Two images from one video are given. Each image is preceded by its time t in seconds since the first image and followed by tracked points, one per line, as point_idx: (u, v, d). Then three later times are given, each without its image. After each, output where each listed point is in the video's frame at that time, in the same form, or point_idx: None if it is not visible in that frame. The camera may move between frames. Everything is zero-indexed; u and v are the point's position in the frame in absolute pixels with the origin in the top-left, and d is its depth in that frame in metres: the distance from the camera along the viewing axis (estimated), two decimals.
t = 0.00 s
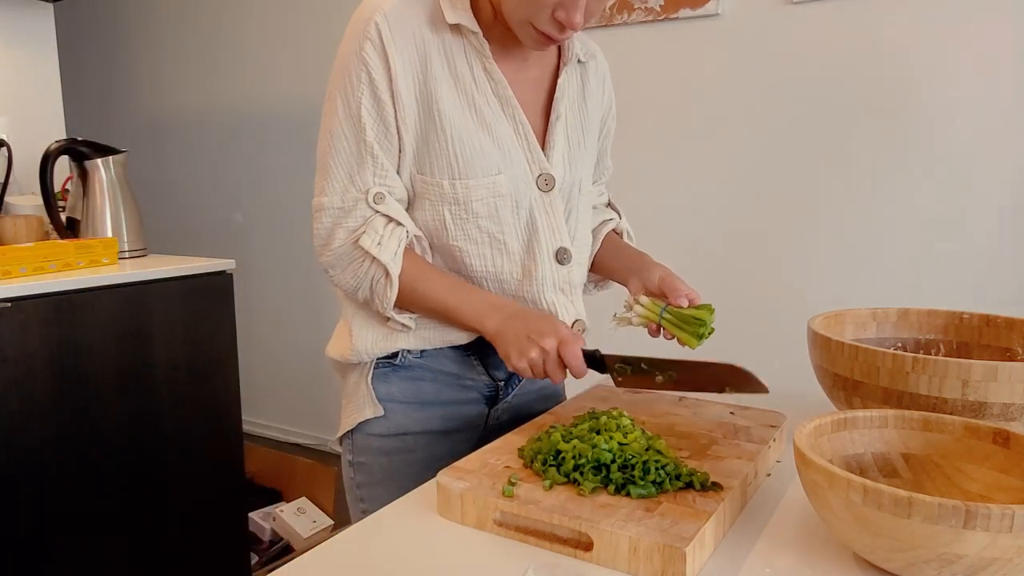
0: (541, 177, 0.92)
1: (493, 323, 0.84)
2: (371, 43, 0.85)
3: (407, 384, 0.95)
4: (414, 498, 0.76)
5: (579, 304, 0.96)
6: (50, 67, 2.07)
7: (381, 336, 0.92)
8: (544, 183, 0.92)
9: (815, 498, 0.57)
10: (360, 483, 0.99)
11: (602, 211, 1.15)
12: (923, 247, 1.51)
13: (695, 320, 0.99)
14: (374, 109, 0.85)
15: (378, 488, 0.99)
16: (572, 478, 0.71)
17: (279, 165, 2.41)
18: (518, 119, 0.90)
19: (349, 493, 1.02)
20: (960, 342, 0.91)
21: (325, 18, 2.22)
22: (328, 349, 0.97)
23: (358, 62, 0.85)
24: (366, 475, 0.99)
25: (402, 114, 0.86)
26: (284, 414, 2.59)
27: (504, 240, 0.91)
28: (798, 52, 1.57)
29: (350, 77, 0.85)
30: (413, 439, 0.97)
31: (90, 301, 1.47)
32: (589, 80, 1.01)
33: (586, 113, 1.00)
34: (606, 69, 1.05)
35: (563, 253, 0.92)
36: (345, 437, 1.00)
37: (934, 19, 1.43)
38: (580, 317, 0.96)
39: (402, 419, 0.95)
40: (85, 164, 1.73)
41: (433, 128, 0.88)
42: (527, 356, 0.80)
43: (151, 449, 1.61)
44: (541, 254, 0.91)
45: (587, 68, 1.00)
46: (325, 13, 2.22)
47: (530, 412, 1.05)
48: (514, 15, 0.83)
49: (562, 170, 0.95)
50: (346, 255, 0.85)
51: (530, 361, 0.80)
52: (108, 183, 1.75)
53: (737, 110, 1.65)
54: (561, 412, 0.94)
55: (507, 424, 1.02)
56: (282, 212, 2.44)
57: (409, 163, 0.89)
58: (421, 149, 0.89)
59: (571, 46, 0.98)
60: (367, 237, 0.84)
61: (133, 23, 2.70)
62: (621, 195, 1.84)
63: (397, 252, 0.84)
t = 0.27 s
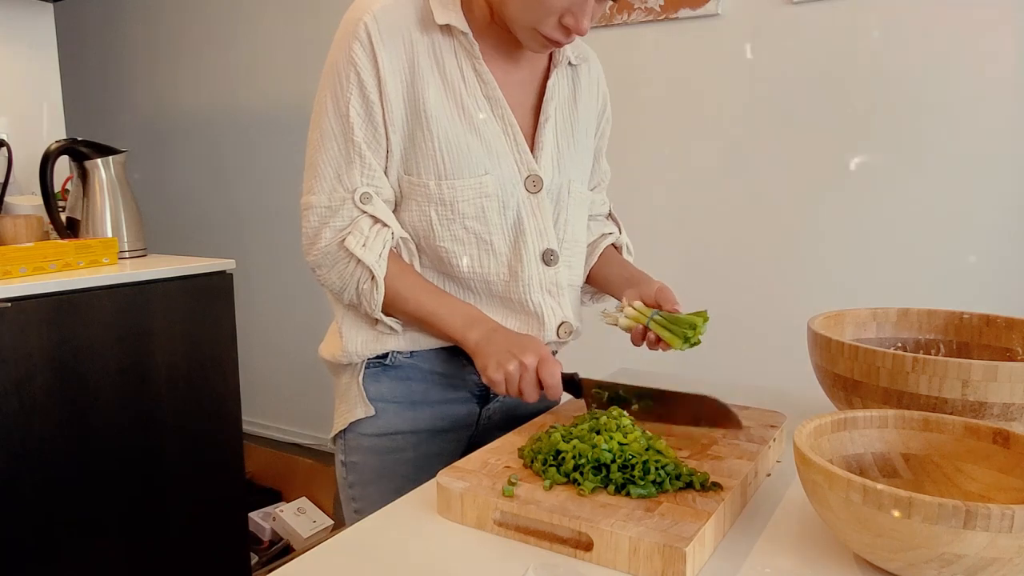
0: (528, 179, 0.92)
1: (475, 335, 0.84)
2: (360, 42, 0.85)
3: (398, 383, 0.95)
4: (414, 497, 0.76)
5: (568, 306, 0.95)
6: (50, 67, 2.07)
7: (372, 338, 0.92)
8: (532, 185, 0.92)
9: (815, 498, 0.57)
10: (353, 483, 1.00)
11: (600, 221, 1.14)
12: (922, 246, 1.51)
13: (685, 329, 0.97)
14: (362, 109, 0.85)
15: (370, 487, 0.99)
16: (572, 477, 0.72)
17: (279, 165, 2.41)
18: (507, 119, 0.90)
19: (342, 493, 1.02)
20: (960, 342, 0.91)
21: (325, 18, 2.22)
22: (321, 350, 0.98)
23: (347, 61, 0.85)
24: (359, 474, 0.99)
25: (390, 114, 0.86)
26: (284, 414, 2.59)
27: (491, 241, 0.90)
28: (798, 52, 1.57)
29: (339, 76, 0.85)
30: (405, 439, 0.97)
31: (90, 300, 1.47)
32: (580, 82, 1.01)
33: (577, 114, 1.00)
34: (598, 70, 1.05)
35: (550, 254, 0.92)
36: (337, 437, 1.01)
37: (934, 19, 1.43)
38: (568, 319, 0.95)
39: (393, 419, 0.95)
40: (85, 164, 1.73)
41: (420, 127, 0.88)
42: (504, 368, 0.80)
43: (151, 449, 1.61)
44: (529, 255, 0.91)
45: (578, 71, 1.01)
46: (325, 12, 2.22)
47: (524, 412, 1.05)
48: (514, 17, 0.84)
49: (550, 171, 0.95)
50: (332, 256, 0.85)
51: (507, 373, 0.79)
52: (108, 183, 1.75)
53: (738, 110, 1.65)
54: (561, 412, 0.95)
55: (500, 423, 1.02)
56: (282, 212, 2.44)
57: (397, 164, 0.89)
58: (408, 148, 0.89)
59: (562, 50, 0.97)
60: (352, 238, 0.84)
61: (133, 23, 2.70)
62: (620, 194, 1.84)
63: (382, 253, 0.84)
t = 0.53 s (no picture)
0: (521, 178, 0.92)
1: (467, 322, 0.83)
2: (353, 39, 0.85)
3: (393, 383, 0.95)
4: (413, 497, 0.76)
5: (560, 304, 0.96)
6: (50, 67, 2.07)
7: (367, 338, 0.93)
8: (524, 184, 0.92)
9: (816, 498, 0.57)
10: (348, 484, 0.99)
11: (593, 225, 1.14)
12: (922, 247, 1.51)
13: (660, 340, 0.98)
14: (354, 105, 0.85)
15: (366, 489, 0.98)
16: (572, 478, 0.71)
17: (279, 165, 2.41)
18: (501, 118, 0.90)
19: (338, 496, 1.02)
20: (960, 341, 0.91)
21: (325, 18, 2.22)
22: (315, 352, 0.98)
23: (340, 58, 0.85)
24: (354, 475, 0.98)
25: (381, 112, 0.86)
26: (284, 414, 2.58)
27: (483, 240, 0.91)
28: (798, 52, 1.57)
29: (332, 73, 0.86)
30: (400, 439, 0.97)
31: (89, 301, 1.47)
32: (574, 83, 1.01)
33: (570, 114, 1.00)
34: (591, 71, 1.06)
35: (543, 253, 0.92)
36: (332, 439, 1.00)
37: (934, 19, 1.43)
38: (558, 317, 0.96)
39: (388, 420, 0.95)
40: (85, 164, 1.73)
41: (413, 125, 0.88)
42: (499, 356, 0.80)
43: (151, 450, 1.61)
44: (522, 254, 0.91)
45: (571, 72, 1.01)
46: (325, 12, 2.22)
47: (521, 412, 1.04)
48: (511, 18, 0.83)
49: (543, 170, 0.95)
50: (322, 250, 0.85)
51: (503, 360, 0.80)
52: (107, 183, 1.75)
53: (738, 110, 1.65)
54: (561, 412, 0.95)
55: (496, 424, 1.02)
56: (282, 212, 2.44)
57: (389, 161, 0.89)
58: (401, 146, 0.89)
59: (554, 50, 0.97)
60: (342, 231, 0.83)
61: (133, 23, 2.70)
62: (620, 194, 1.84)
63: (372, 247, 0.84)
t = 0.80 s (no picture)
0: (516, 176, 0.92)
1: (448, 318, 0.83)
2: (344, 38, 0.85)
3: (388, 384, 0.95)
4: (413, 497, 0.76)
5: (555, 303, 0.95)
6: (50, 67, 2.07)
7: (363, 339, 0.93)
8: (519, 182, 0.92)
9: (816, 498, 0.57)
10: (345, 485, 0.99)
11: (589, 227, 1.14)
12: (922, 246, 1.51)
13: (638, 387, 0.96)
14: (345, 103, 0.85)
15: (363, 490, 0.98)
16: (572, 478, 0.71)
17: (279, 165, 2.41)
18: (495, 117, 0.90)
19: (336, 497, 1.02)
20: (960, 342, 0.91)
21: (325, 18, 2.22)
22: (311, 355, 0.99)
23: (331, 56, 0.85)
24: (350, 476, 0.99)
25: (373, 110, 0.86)
26: (284, 414, 2.58)
27: (478, 239, 0.90)
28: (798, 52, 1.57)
29: (323, 72, 0.86)
30: (396, 440, 0.97)
31: (89, 301, 1.46)
32: (568, 83, 1.01)
33: (565, 113, 1.00)
34: (587, 71, 1.06)
35: (538, 251, 0.92)
36: (329, 441, 1.01)
37: (934, 19, 1.43)
38: (552, 316, 0.95)
39: (384, 420, 0.95)
40: (85, 164, 1.73)
41: (405, 123, 0.88)
42: (481, 353, 0.80)
43: (151, 449, 1.61)
44: (516, 252, 0.91)
45: (565, 72, 1.01)
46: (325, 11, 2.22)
47: (519, 413, 1.05)
48: (505, 16, 0.84)
49: (537, 169, 0.95)
50: (308, 247, 0.85)
51: (485, 358, 0.79)
52: (107, 184, 1.75)
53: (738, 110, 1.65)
54: (561, 412, 0.95)
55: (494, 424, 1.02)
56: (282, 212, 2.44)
57: (382, 160, 0.89)
58: (393, 145, 0.89)
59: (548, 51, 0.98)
60: (328, 229, 0.83)
61: (134, 23, 2.70)
62: (621, 195, 1.84)
63: (358, 245, 0.84)
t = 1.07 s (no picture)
0: (508, 175, 0.91)
1: (442, 302, 0.83)
2: (336, 33, 0.86)
3: (382, 385, 0.95)
4: (413, 498, 0.76)
5: (546, 300, 0.95)
6: (50, 67, 2.07)
7: (354, 340, 0.93)
8: (511, 181, 0.91)
9: (816, 498, 0.57)
10: (340, 485, 0.99)
11: (585, 230, 1.14)
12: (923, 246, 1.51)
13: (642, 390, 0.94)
14: (336, 99, 0.86)
15: (357, 490, 0.98)
16: (573, 478, 0.71)
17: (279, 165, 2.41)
18: (488, 114, 0.90)
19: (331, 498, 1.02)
20: (960, 342, 0.91)
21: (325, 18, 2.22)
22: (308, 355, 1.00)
23: (323, 52, 0.86)
24: (345, 476, 0.98)
25: (364, 105, 0.87)
26: (284, 414, 2.58)
27: (469, 237, 0.90)
28: (798, 52, 1.57)
29: (316, 67, 0.86)
30: (390, 440, 0.97)
31: (89, 301, 1.46)
32: (565, 82, 1.01)
33: (561, 112, 1.00)
34: (584, 69, 1.05)
35: (529, 250, 0.92)
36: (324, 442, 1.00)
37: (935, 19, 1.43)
38: (546, 313, 0.95)
39: (377, 421, 0.95)
40: (85, 164, 1.73)
41: (396, 120, 0.88)
42: (479, 334, 0.80)
43: (151, 450, 1.61)
44: (507, 251, 0.90)
45: (562, 70, 1.00)
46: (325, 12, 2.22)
47: (515, 413, 1.04)
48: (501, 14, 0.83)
49: (530, 167, 0.94)
50: (300, 241, 0.86)
51: (482, 339, 0.80)
52: (107, 184, 1.75)
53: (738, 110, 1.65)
54: (560, 412, 0.95)
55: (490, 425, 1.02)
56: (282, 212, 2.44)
57: (373, 156, 0.90)
58: (385, 141, 0.90)
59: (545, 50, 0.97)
60: (320, 223, 0.84)
61: (134, 23, 2.70)
62: (621, 194, 1.84)
63: (349, 238, 0.85)
